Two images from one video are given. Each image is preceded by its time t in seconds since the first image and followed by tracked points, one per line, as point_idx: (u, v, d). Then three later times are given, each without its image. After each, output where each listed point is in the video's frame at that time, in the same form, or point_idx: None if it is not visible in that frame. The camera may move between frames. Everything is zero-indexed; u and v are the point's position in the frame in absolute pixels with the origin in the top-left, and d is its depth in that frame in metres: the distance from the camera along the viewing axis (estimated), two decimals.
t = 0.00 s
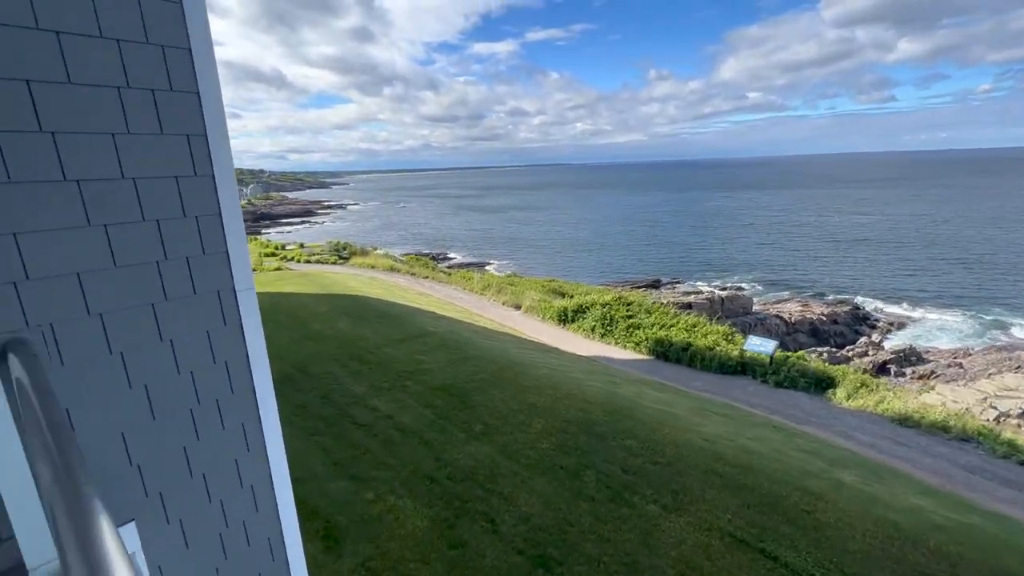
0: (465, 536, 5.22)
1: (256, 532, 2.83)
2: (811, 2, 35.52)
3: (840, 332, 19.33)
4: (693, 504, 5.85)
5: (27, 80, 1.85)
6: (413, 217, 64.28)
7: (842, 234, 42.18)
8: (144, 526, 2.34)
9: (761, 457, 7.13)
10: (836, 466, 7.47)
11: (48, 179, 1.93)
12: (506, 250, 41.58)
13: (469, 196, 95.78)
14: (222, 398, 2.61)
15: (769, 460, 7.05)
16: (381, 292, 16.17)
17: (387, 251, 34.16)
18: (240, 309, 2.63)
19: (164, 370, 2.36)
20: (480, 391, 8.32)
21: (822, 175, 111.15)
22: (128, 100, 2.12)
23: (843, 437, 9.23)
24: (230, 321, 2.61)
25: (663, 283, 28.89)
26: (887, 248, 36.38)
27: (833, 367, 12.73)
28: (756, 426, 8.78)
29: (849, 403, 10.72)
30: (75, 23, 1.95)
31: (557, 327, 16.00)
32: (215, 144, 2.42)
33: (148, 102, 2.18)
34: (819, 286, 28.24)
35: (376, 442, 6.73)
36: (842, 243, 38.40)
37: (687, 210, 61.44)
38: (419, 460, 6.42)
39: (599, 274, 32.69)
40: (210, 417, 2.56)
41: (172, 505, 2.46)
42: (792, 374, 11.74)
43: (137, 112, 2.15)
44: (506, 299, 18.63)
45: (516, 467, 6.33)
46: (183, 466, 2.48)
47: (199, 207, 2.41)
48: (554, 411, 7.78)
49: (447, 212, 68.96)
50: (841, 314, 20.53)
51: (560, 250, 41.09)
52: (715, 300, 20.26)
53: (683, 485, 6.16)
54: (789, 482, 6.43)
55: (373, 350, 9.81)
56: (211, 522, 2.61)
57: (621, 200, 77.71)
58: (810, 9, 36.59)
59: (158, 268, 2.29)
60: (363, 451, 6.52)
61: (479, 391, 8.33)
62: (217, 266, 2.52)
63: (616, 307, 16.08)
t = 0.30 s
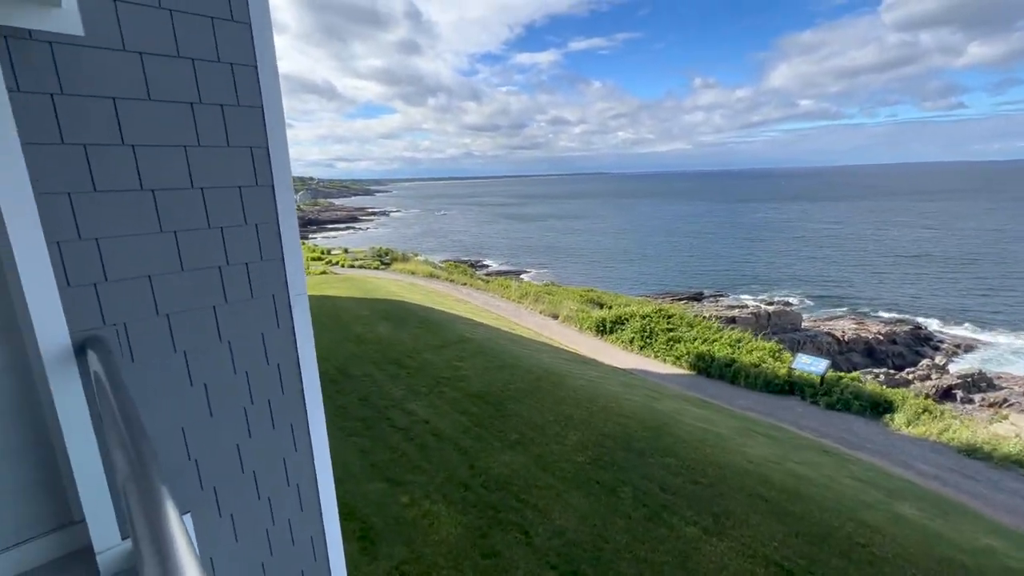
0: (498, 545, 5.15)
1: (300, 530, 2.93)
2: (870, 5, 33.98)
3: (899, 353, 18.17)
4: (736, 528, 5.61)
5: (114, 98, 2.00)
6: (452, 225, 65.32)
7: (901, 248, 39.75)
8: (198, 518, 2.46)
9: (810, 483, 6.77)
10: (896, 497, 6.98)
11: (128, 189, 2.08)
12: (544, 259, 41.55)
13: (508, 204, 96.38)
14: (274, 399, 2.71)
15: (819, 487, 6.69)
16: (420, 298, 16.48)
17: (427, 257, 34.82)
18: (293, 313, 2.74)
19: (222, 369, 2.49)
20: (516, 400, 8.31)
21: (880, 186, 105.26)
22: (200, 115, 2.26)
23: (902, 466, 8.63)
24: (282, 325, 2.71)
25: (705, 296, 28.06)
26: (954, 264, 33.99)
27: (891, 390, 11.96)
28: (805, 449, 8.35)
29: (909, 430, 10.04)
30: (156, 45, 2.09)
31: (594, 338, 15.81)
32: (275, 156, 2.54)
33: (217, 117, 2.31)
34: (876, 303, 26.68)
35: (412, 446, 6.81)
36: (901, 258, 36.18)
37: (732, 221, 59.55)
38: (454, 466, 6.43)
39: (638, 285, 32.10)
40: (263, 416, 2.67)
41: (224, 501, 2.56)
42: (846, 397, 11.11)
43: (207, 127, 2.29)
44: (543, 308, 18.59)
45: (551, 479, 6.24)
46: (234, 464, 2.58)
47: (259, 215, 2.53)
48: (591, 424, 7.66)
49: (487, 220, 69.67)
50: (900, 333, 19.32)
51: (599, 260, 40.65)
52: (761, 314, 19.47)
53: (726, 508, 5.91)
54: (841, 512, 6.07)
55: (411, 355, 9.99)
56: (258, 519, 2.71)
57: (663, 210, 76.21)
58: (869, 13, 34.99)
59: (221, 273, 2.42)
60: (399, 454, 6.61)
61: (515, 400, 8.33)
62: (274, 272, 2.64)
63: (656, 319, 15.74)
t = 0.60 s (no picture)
0: (516, 553, 5.11)
1: (324, 529, 2.98)
2: (906, 9, 33.03)
3: (935, 368, 17.46)
4: (761, 544, 5.46)
5: (160, 106, 2.10)
6: (474, 231, 65.74)
7: (939, 260, 38.24)
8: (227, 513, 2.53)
9: (840, 501, 6.54)
10: (932, 520, 6.68)
11: (171, 195, 2.18)
12: (565, 265, 41.41)
13: (530, 211, 96.51)
14: (303, 398, 2.78)
15: (849, 505, 6.46)
16: (442, 302, 16.62)
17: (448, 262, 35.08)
18: (322, 316, 2.81)
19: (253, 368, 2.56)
20: (536, 407, 8.29)
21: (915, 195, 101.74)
22: (238, 124, 2.34)
23: (939, 488, 8.26)
24: (311, 328, 2.78)
25: (730, 305, 27.50)
26: (995, 277, 32.52)
27: (927, 407, 11.48)
28: (834, 466, 8.08)
29: (946, 450, 9.62)
30: (200, 56, 2.18)
31: (616, 346, 15.66)
32: (309, 162, 2.62)
33: (255, 124, 2.40)
34: (910, 316, 25.69)
35: (431, 450, 6.84)
36: (938, 271, 34.81)
37: (758, 230, 58.31)
38: (473, 472, 6.42)
39: (661, 294, 31.66)
40: (290, 416, 2.73)
41: (253, 498, 2.62)
42: (878, 413, 10.72)
43: (245, 135, 2.37)
44: (563, 315, 18.52)
45: (571, 488, 6.18)
46: (262, 462, 2.65)
47: (292, 219, 2.61)
48: (611, 433, 7.58)
49: (509, 226, 69.85)
50: (936, 348, 18.57)
51: (621, 267, 40.31)
52: (788, 325, 18.95)
53: (750, 524, 5.77)
54: (873, 533, 5.86)
55: (432, 359, 10.07)
56: (285, 515, 2.78)
57: (687, 218, 75.19)
58: (905, 16, 34.01)
59: (254, 275, 2.50)
60: (418, 458, 6.64)
61: (535, 407, 8.30)
62: (304, 275, 2.71)
63: (679, 328, 15.50)
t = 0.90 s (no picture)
0: (523, 558, 5.09)
1: (332, 529, 3.00)
2: (921, 13, 32.69)
3: (950, 377, 17.18)
4: (770, 553, 5.41)
5: (178, 112, 2.14)
6: (483, 234, 65.93)
7: (954, 267, 37.67)
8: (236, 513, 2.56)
9: (851, 511, 6.45)
10: (946, 531, 6.56)
11: (188, 197, 2.22)
12: (573, 270, 41.35)
13: (538, 215, 96.46)
14: (313, 400, 2.80)
15: (861, 515, 6.36)
16: (450, 305, 16.68)
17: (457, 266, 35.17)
18: (333, 318, 2.84)
19: (265, 369, 2.60)
20: (544, 411, 8.28)
21: (929, 201, 100.32)
22: (254, 130, 2.39)
23: (953, 499, 8.11)
24: (322, 331, 2.81)
25: (740, 311, 27.26)
26: (1012, 285, 31.94)
27: (941, 416, 11.29)
28: (846, 475, 7.98)
29: (960, 460, 9.47)
30: (217, 63, 2.23)
31: (624, 351, 15.59)
32: (322, 167, 2.65)
33: (270, 130, 2.44)
34: (924, 324, 25.31)
35: (439, 452, 6.86)
36: (953, 278, 34.27)
37: (769, 235, 57.81)
38: (480, 475, 6.42)
39: (670, 299, 31.47)
40: (301, 417, 2.77)
41: (261, 498, 2.65)
42: (891, 421, 10.56)
43: (260, 140, 2.42)
44: (571, 319, 18.49)
45: (578, 493, 6.15)
46: (272, 463, 2.67)
47: (304, 222, 2.64)
48: (619, 438, 7.55)
49: (517, 230, 69.90)
50: (950, 356, 18.27)
51: (629, 272, 40.20)
52: (799, 331, 18.75)
53: (759, 532, 5.71)
54: (884, 543, 5.78)
55: (440, 362, 10.11)
56: (295, 515, 2.81)
57: (696, 222, 74.81)
58: (920, 20, 33.65)
59: (267, 278, 2.53)
60: (425, 460, 6.67)
61: (543, 411, 8.29)
62: (316, 278, 2.74)
63: (688, 333, 15.40)
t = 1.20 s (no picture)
0: (523, 560, 5.08)
1: (331, 530, 3.00)
2: (922, 14, 32.66)
3: (951, 378, 17.16)
4: (771, 555, 5.39)
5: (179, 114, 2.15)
6: (484, 236, 65.93)
7: (956, 268, 37.59)
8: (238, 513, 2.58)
9: (853, 513, 6.43)
10: (948, 534, 6.54)
11: (188, 200, 2.23)
12: (574, 271, 41.33)
13: (539, 217, 96.44)
14: (312, 401, 2.81)
15: (863, 517, 6.35)
16: (450, 307, 16.68)
17: (457, 267, 35.19)
18: (333, 319, 2.85)
19: (265, 371, 2.60)
20: (545, 413, 8.27)
21: (931, 203, 100.25)
22: (253, 131, 2.39)
23: (955, 501, 8.08)
24: (321, 332, 2.82)
25: (741, 313, 27.23)
26: (1013, 286, 31.87)
27: (943, 418, 11.26)
28: (847, 477, 7.97)
29: (962, 461, 9.44)
30: (216, 65, 2.23)
31: (624, 352, 15.59)
32: (322, 168, 2.66)
33: (270, 132, 2.45)
34: (926, 325, 25.23)
35: (440, 454, 6.86)
36: (955, 279, 34.18)
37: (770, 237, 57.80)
38: (481, 477, 6.41)
39: (671, 300, 31.45)
40: (301, 418, 2.77)
41: (261, 499, 2.65)
42: (892, 423, 10.54)
43: (260, 143, 2.43)
44: (572, 321, 18.49)
45: (578, 495, 6.14)
46: (272, 464, 2.68)
47: (304, 224, 2.65)
48: (619, 440, 7.54)
49: (518, 232, 69.93)
50: (952, 358, 18.24)
51: (631, 274, 40.17)
52: (800, 333, 18.72)
53: (760, 534, 5.70)
54: (885, 545, 5.76)
55: (441, 363, 10.12)
56: (294, 516, 2.81)
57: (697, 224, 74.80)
58: (921, 22, 33.58)
59: (267, 279, 2.54)
60: (426, 461, 6.67)
61: (543, 413, 8.29)
62: (315, 279, 2.75)
63: (689, 335, 15.39)
